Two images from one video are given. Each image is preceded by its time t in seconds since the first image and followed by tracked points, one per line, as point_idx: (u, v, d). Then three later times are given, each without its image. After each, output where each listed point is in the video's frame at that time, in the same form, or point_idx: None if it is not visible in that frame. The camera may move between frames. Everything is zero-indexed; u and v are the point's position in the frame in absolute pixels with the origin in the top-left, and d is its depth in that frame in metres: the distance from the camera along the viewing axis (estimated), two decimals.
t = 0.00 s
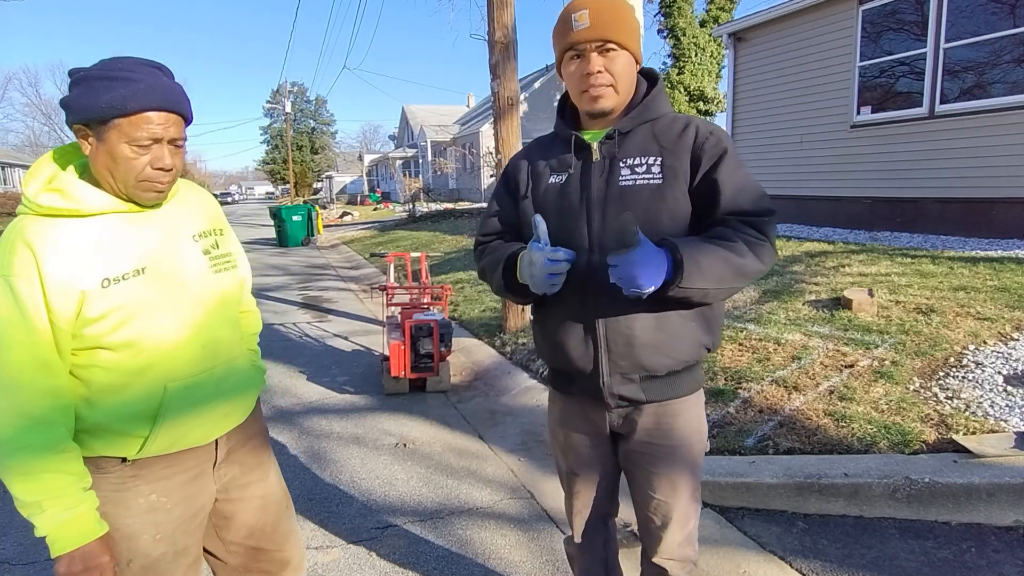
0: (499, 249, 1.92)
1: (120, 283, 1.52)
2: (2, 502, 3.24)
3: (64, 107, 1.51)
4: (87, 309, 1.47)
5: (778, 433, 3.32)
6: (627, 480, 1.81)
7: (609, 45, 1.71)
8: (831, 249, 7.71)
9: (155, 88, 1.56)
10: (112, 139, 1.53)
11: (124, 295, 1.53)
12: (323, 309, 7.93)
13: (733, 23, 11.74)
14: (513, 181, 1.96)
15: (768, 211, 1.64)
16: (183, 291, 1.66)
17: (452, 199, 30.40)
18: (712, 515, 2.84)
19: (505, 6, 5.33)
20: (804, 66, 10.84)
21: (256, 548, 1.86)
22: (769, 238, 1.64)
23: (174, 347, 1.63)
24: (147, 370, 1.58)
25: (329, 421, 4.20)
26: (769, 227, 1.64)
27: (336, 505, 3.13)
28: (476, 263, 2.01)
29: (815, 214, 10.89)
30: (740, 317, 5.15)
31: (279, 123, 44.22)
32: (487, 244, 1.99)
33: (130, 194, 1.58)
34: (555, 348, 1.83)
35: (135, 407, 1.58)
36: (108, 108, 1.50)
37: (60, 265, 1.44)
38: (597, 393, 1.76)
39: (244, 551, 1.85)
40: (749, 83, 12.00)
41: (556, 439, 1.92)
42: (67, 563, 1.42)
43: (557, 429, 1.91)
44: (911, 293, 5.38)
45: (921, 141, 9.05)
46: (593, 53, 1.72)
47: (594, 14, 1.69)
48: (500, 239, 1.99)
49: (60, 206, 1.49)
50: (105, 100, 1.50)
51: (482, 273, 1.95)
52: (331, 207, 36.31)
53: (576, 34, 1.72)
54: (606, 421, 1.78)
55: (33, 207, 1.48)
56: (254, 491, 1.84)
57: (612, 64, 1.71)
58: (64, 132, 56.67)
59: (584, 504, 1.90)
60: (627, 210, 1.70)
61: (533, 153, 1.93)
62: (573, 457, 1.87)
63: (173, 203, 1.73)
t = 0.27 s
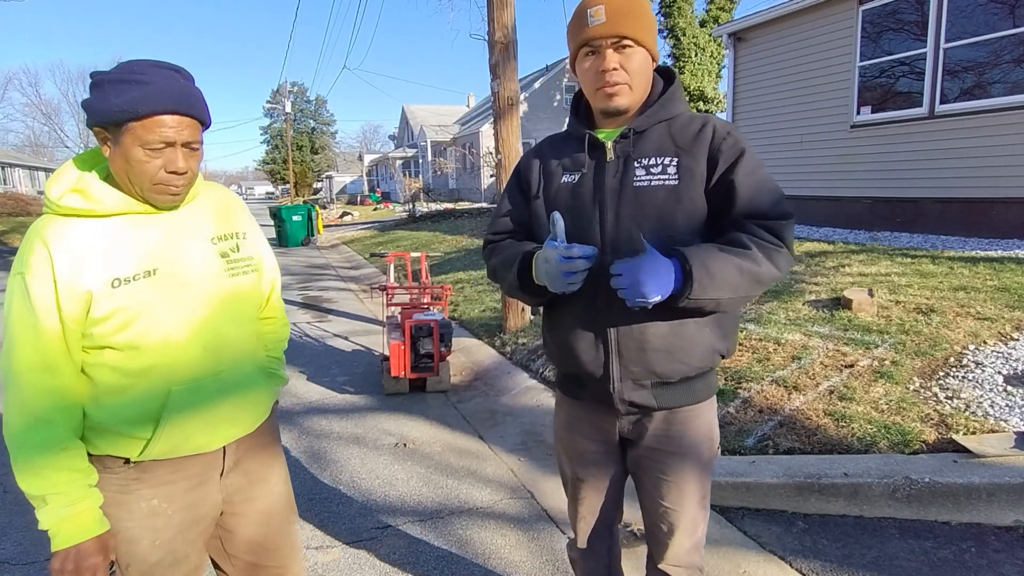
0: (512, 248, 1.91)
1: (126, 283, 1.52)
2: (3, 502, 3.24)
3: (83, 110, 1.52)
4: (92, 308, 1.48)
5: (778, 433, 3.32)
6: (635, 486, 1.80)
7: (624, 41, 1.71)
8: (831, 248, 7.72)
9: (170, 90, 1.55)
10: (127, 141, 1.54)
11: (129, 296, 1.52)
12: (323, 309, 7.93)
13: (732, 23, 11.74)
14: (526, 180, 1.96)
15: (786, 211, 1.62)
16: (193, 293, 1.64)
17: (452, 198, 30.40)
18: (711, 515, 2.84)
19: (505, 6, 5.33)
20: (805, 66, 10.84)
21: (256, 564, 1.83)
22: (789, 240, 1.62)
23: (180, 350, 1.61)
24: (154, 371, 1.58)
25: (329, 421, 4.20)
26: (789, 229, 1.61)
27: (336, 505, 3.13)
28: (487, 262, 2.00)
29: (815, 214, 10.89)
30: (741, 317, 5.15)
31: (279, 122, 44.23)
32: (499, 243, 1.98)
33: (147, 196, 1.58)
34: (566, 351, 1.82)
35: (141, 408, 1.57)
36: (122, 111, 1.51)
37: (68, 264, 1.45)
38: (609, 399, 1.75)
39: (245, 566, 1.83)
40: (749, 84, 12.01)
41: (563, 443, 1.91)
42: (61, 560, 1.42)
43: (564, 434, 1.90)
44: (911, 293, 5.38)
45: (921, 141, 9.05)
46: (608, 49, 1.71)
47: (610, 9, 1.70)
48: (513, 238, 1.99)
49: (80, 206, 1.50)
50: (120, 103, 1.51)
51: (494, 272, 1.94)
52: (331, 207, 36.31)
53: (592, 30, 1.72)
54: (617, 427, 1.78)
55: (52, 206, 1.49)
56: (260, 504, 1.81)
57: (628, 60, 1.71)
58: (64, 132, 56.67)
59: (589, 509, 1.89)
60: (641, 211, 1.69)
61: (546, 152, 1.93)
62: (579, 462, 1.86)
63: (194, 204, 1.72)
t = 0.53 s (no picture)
0: (525, 244, 1.90)
1: (154, 276, 1.52)
2: (3, 502, 3.24)
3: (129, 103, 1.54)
4: (122, 300, 1.48)
5: (778, 433, 3.32)
6: (640, 488, 1.80)
7: (638, 39, 1.71)
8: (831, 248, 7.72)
9: (220, 91, 1.59)
10: (173, 138, 1.55)
11: (157, 290, 1.53)
12: (322, 310, 7.93)
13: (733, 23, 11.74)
14: (538, 178, 1.97)
15: (789, 208, 1.57)
16: (221, 290, 1.63)
17: (452, 199, 30.43)
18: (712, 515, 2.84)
19: (505, 6, 5.33)
20: (805, 66, 10.83)
21: (272, 563, 1.82)
22: (791, 243, 1.56)
23: (207, 345, 1.61)
24: (181, 366, 1.58)
25: (330, 421, 4.20)
26: (790, 231, 1.56)
27: (336, 505, 3.14)
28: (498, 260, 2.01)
29: (815, 214, 10.89)
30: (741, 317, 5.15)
31: (279, 123, 44.24)
32: (511, 240, 1.98)
33: (190, 192, 1.60)
34: (572, 354, 1.82)
35: (168, 401, 1.58)
36: (173, 109, 1.53)
37: (101, 255, 1.47)
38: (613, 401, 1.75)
39: (261, 565, 1.82)
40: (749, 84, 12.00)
41: (568, 445, 1.90)
42: (88, 545, 1.42)
43: (569, 435, 1.89)
44: (911, 293, 5.38)
45: (921, 141, 9.05)
46: (622, 47, 1.71)
47: (623, 7, 1.69)
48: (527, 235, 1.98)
49: (121, 201, 1.53)
50: (172, 101, 1.53)
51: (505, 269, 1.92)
52: (331, 207, 36.33)
53: (605, 27, 1.71)
54: (622, 429, 1.78)
55: (92, 198, 1.52)
56: (280, 503, 1.80)
57: (641, 59, 1.71)
58: (63, 132, 56.64)
59: (594, 511, 1.89)
60: (649, 212, 1.69)
61: (558, 151, 1.93)
62: (584, 463, 1.86)
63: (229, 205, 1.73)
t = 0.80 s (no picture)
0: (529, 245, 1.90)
1: (176, 274, 1.53)
2: (4, 502, 3.24)
3: (161, 103, 1.54)
4: (145, 297, 1.49)
5: (778, 433, 3.32)
6: (642, 488, 1.81)
7: (643, 39, 1.70)
8: (831, 248, 7.72)
9: (250, 92, 1.61)
10: (207, 138, 1.56)
11: (178, 287, 1.53)
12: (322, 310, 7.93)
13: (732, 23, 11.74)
14: (543, 178, 1.97)
15: (789, 210, 1.56)
16: (241, 286, 1.63)
17: (452, 198, 30.44)
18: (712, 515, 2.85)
19: (505, 6, 5.33)
20: (805, 65, 10.83)
21: (285, 556, 1.83)
22: (790, 246, 1.55)
23: (227, 343, 1.61)
24: (202, 363, 1.58)
25: (330, 421, 4.20)
26: (788, 233, 1.54)
27: (336, 505, 3.14)
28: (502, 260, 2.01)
29: (815, 214, 10.89)
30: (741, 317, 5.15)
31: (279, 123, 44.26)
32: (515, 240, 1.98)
33: (222, 191, 1.62)
34: (575, 354, 1.82)
35: (189, 398, 1.58)
36: (212, 112, 1.54)
37: (125, 253, 1.48)
38: (613, 401, 1.75)
39: (275, 558, 1.83)
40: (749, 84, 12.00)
41: (569, 445, 1.91)
42: (119, 540, 1.44)
43: (570, 435, 1.90)
44: (911, 293, 5.38)
45: (922, 141, 9.04)
46: (627, 47, 1.71)
47: (629, 6, 1.68)
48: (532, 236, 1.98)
49: (141, 200, 1.53)
50: (209, 102, 1.54)
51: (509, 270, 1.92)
52: (331, 207, 36.33)
53: (611, 26, 1.70)
54: (622, 429, 1.78)
55: (114, 198, 1.53)
56: (296, 495, 1.81)
57: (646, 58, 1.71)
58: (63, 132, 56.64)
59: (595, 511, 1.89)
60: (650, 212, 1.69)
61: (563, 150, 1.94)
62: (585, 463, 1.86)
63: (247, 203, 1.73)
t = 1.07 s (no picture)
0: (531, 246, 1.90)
1: (182, 275, 1.53)
2: (4, 502, 3.24)
3: (172, 107, 1.52)
4: (152, 298, 1.49)
5: (777, 433, 3.32)
6: (641, 487, 1.81)
7: (642, 39, 1.70)
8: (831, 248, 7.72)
9: (257, 90, 1.64)
10: (223, 137, 1.58)
11: (185, 287, 1.53)
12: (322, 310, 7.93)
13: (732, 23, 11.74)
14: (543, 179, 1.97)
15: (786, 210, 1.56)
16: (246, 286, 1.63)
17: (452, 198, 30.45)
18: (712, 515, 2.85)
19: (505, 6, 5.33)
20: (805, 65, 10.83)
21: (290, 553, 1.83)
22: (787, 244, 1.55)
23: (233, 343, 1.61)
24: (209, 364, 1.58)
25: (330, 421, 4.20)
26: (785, 231, 1.54)
27: (336, 505, 3.13)
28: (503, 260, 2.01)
29: (815, 214, 10.89)
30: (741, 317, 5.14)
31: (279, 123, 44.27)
32: (516, 241, 1.98)
33: (236, 190, 1.64)
34: (574, 353, 1.82)
35: (197, 400, 1.58)
36: (231, 111, 1.56)
37: (131, 255, 1.47)
38: (611, 400, 1.75)
39: (280, 557, 1.83)
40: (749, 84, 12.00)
41: (568, 444, 1.90)
42: (133, 545, 1.43)
43: (570, 435, 1.90)
44: (911, 293, 5.38)
45: (922, 141, 9.04)
46: (627, 47, 1.70)
47: (628, 6, 1.68)
48: (533, 236, 1.97)
49: (143, 200, 1.53)
50: (226, 101, 1.56)
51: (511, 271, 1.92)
52: (331, 207, 36.34)
53: (610, 27, 1.70)
54: (621, 428, 1.78)
55: (116, 200, 1.52)
56: (302, 493, 1.81)
57: (646, 59, 1.71)
58: (64, 132, 56.65)
59: (594, 510, 1.89)
60: (648, 213, 1.69)
61: (562, 150, 1.93)
62: (586, 462, 1.86)
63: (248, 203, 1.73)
